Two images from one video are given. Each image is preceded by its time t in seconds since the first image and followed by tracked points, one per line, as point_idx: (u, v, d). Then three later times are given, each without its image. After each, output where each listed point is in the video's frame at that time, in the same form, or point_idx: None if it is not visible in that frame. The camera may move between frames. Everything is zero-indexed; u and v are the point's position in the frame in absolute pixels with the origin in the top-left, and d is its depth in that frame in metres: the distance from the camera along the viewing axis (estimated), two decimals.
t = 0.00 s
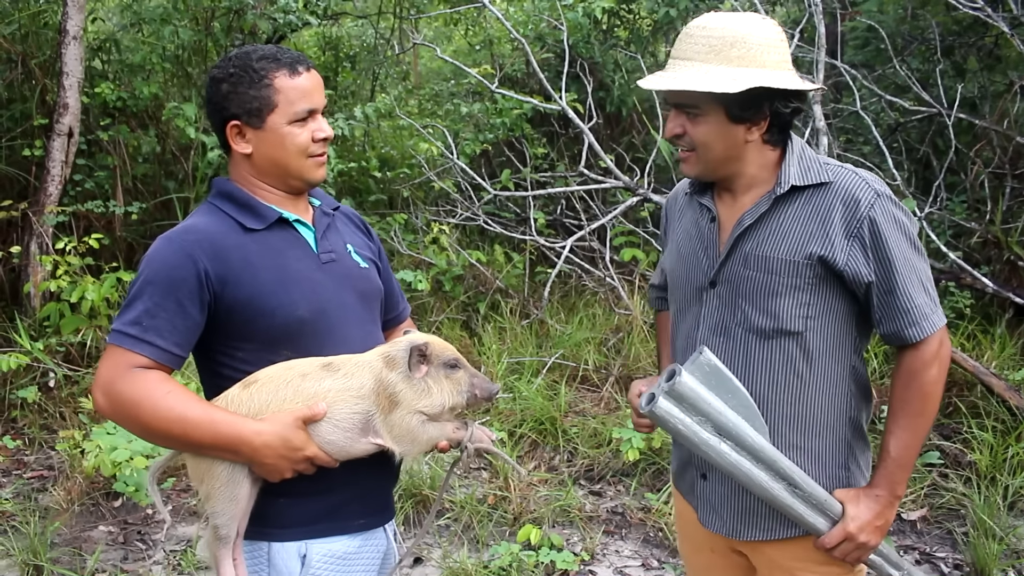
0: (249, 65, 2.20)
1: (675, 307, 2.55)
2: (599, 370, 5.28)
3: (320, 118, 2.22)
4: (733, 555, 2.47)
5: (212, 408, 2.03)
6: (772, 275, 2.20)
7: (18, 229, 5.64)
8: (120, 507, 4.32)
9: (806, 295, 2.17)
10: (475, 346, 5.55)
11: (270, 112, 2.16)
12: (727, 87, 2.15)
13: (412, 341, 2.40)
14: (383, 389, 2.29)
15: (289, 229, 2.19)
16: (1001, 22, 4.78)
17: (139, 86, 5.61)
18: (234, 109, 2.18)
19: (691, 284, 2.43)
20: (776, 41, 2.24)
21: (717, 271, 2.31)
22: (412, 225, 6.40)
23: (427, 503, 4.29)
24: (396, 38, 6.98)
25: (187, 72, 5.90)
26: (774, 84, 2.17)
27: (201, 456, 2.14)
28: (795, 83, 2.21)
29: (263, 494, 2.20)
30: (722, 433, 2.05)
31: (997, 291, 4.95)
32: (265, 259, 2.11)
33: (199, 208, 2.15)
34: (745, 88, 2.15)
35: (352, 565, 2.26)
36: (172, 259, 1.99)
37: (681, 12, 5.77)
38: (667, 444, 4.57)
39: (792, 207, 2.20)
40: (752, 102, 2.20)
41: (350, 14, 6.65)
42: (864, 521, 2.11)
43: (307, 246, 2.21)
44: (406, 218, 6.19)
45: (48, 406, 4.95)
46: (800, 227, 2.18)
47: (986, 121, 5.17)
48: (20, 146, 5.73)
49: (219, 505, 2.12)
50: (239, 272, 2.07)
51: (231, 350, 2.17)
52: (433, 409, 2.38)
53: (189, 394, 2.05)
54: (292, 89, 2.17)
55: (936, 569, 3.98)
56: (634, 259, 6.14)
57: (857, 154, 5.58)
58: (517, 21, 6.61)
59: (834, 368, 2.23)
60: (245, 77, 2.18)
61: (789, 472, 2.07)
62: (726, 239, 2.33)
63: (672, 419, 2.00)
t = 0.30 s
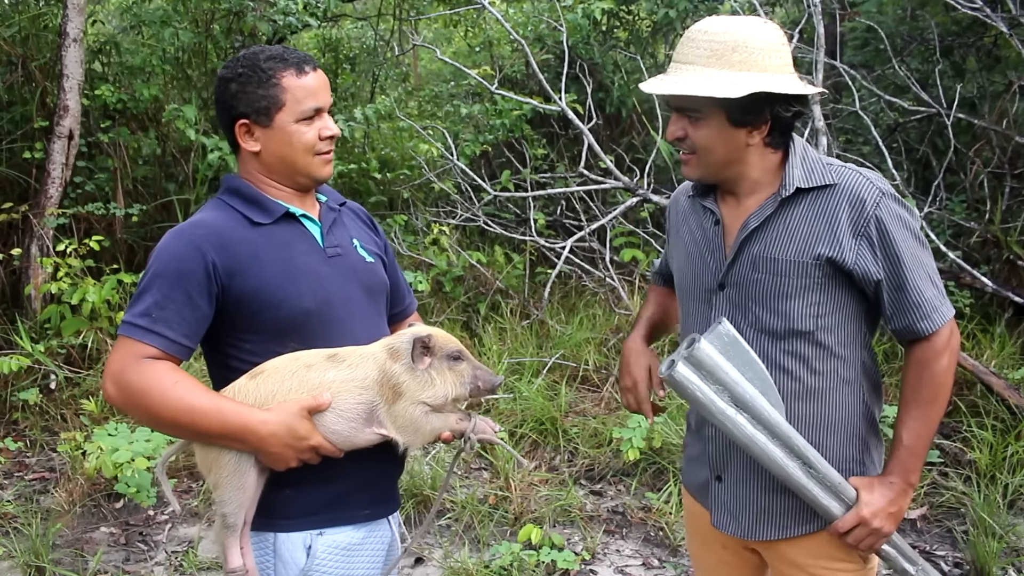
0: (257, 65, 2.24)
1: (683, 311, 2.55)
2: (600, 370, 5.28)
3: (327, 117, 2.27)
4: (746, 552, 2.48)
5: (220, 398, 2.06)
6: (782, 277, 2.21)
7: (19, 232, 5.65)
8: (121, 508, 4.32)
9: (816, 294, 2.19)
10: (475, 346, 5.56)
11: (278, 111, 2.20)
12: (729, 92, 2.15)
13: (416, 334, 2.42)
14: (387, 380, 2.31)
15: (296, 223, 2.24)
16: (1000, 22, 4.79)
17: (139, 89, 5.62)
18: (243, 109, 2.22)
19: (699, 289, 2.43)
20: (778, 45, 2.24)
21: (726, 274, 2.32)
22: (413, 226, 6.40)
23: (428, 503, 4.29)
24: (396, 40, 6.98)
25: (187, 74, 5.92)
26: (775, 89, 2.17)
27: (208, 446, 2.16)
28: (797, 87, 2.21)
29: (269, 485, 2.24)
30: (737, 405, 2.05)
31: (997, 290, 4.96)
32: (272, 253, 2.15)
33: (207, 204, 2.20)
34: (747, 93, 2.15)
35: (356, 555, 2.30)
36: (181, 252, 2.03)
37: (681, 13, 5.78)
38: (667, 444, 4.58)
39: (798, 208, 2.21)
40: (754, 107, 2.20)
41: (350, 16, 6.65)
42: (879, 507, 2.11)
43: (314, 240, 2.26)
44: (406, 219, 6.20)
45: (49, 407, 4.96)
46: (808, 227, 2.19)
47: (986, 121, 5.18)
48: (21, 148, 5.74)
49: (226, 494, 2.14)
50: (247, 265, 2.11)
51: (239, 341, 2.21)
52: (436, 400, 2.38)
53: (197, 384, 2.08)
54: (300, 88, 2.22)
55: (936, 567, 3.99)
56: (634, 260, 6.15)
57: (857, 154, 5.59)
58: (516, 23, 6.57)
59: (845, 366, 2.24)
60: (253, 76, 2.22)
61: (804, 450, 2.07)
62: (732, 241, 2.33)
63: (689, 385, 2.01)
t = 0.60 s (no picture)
0: (271, 70, 2.26)
1: (693, 308, 2.55)
2: (601, 371, 5.29)
3: (340, 122, 2.29)
4: (750, 549, 2.49)
5: (232, 387, 2.08)
6: (794, 279, 2.20)
7: (20, 233, 5.66)
8: (123, 509, 4.33)
9: (827, 298, 2.18)
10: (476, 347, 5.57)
11: (291, 116, 2.23)
12: (733, 94, 2.14)
13: (423, 324, 2.43)
14: (395, 369, 2.32)
15: (307, 220, 2.26)
16: (1000, 22, 4.79)
17: (140, 90, 5.63)
18: (257, 113, 2.25)
19: (710, 287, 2.42)
20: (786, 44, 2.22)
21: (737, 274, 2.30)
22: (414, 227, 6.41)
23: (429, 503, 4.29)
24: (396, 41, 6.99)
25: (188, 75, 5.95)
26: (782, 89, 2.16)
27: (221, 434, 2.19)
28: (805, 87, 2.19)
29: (279, 477, 2.27)
30: (728, 416, 2.10)
31: (997, 289, 4.97)
32: (284, 247, 2.17)
33: (221, 201, 2.22)
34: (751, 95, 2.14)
35: (366, 546, 2.33)
36: (196, 245, 2.05)
37: (680, 14, 5.79)
38: (668, 444, 4.59)
39: (812, 210, 2.19)
40: (761, 107, 2.19)
41: (350, 17, 6.64)
42: (879, 510, 2.12)
43: (324, 236, 2.28)
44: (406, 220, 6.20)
45: (51, 409, 4.97)
46: (820, 231, 2.17)
47: (986, 120, 5.18)
48: (22, 150, 5.75)
49: (238, 482, 2.16)
50: (259, 258, 2.13)
51: (251, 333, 2.23)
52: (444, 389, 2.39)
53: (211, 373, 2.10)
54: (313, 94, 2.24)
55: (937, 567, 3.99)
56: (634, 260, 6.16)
57: (857, 153, 5.60)
58: (517, 23, 6.57)
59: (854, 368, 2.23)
60: (268, 82, 2.25)
61: (800, 457, 2.10)
62: (744, 242, 2.32)
63: (679, 399, 2.07)
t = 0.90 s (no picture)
0: (295, 71, 2.28)
1: (708, 309, 2.53)
2: (601, 373, 5.30)
3: (360, 125, 2.32)
4: (753, 550, 2.49)
5: (249, 374, 2.10)
6: (815, 301, 2.17)
7: (22, 234, 5.67)
8: (124, 510, 4.33)
9: (848, 321, 2.15)
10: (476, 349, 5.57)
11: (314, 118, 2.25)
12: (758, 109, 2.06)
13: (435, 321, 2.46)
14: (406, 363, 2.34)
15: (326, 218, 2.28)
16: (1001, 25, 4.79)
17: (142, 92, 5.64)
18: (280, 114, 2.27)
19: (727, 294, 2.40)
20: (812, 52, 2.15)
21: (757, 287, 2.28)
22: (415, 229, 6.41)
23: (429, 505, 4.29)
24: (398, 43, 7.00)
25: (189, 77, 5.95)
26: (810, 101, 2.08)
27: (235, 420, 2.22)
28: (835, 95, 2.11)
29: (287, 467, 2.29)
30: (719, 412, 2.11)
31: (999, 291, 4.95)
32: (302, 243, 2.20)
33: (243, 196, 2.24)
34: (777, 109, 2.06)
35: (372, 538, 2.34)
36: (218, 237, 2.08)
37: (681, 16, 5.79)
38: (669, 447, 4.59)
39: (841, 232, 2.14)
40: (788, 119, 2.11)
41: (352, 19, 6.64)
42: (868, 511, 2.11)
43: (342, 234, 2.30)
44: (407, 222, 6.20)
45: (52, 409, 4.97)
46: (846, 253, 2.13)
47: (986, 123, 5.19)
48: (24, 151, 5.76)
49: (250, 467, 2.19)
50: (279, 252, 2.16)
51: (267, 325, 2.26)
52: (453, 384, 2.42)
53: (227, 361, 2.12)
54: (335, 97, 2.26)
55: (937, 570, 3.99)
56: (635, 263, 6.16)
57: (857, 156, 5.60)
58: (518, 26, 6.57)
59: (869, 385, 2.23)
60: (293, 84, 2.27)
61: (790, 454, 2.11)
62: (767, 255, 2.29)
63: (668, 392, 2.10)
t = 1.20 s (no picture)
0: (320, 74, 2.34)
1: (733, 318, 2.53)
2: (602, 374, 5.31)
3: (381, 128, 2.36)
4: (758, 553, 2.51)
5: (263, 362, 2.13)
6: (830, 339, 2.15)
7: (23, 235, 5.67)
8: (125, 511, 4.33)
9: (862, 363, 2.13)
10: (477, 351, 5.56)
11: (334, 120, 2.30)
12: (801, 172, 1.94)
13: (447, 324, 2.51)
14: (416, 362, 2.39)
15: (348, 218, 2.32)
16: (1001, 27, 4.79)
17: (143, 94, 5.65)
18: (303, 114, 2.33)
19: (750, 310, 2.40)
20: (846, 89, 2.00)
21: (776, 314, 2.27)
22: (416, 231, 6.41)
23: (430, 507, 4.29)
24: (399, 45, 7.00)
25: (190, 78, 5.95)
26: (853, 152, 1.95)
27: (249, 407, 2.26)
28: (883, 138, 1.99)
29: (294, 458, 2.33)
30: (688, 412, 2.03)
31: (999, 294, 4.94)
32: (323, 239, 2.24)
33: (268, 191, 2.29)
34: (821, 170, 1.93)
35: (377, 531, 2.37)
36: (243, 228, 2.13)
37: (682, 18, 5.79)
38: (669, 448, 4.59)
39: (865, 277, 2.08)
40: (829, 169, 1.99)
41: (352, 20, 6.64)
42: (834, 526, 2.08)
43: (361, 234, 2.34)
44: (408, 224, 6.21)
45: (53, 411, 4.97)
46: (867, 299, 2.08)
47: (987, 125, 5.19)
48: (25, 153, 5.76)
49: (260, 453, 2.23)
50: (300, 246, 2.20)
51: (283, 317, 2.30)
52: (461, 385, 2.47)
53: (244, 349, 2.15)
54: (356, 100, 2.30)
55: (937, 572, 3.99)
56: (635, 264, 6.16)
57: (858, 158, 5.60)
58: (519, 27, 6.57)
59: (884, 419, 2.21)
60: (315, 87, 2.32)
61: (758, 462, 2.06)
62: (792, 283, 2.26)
63: (637, 389, 1.98)
